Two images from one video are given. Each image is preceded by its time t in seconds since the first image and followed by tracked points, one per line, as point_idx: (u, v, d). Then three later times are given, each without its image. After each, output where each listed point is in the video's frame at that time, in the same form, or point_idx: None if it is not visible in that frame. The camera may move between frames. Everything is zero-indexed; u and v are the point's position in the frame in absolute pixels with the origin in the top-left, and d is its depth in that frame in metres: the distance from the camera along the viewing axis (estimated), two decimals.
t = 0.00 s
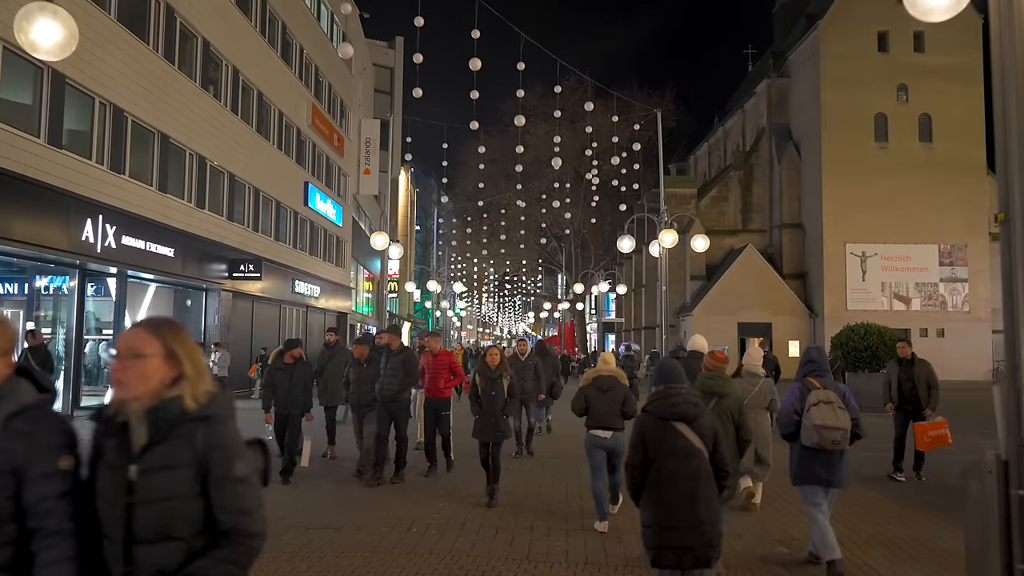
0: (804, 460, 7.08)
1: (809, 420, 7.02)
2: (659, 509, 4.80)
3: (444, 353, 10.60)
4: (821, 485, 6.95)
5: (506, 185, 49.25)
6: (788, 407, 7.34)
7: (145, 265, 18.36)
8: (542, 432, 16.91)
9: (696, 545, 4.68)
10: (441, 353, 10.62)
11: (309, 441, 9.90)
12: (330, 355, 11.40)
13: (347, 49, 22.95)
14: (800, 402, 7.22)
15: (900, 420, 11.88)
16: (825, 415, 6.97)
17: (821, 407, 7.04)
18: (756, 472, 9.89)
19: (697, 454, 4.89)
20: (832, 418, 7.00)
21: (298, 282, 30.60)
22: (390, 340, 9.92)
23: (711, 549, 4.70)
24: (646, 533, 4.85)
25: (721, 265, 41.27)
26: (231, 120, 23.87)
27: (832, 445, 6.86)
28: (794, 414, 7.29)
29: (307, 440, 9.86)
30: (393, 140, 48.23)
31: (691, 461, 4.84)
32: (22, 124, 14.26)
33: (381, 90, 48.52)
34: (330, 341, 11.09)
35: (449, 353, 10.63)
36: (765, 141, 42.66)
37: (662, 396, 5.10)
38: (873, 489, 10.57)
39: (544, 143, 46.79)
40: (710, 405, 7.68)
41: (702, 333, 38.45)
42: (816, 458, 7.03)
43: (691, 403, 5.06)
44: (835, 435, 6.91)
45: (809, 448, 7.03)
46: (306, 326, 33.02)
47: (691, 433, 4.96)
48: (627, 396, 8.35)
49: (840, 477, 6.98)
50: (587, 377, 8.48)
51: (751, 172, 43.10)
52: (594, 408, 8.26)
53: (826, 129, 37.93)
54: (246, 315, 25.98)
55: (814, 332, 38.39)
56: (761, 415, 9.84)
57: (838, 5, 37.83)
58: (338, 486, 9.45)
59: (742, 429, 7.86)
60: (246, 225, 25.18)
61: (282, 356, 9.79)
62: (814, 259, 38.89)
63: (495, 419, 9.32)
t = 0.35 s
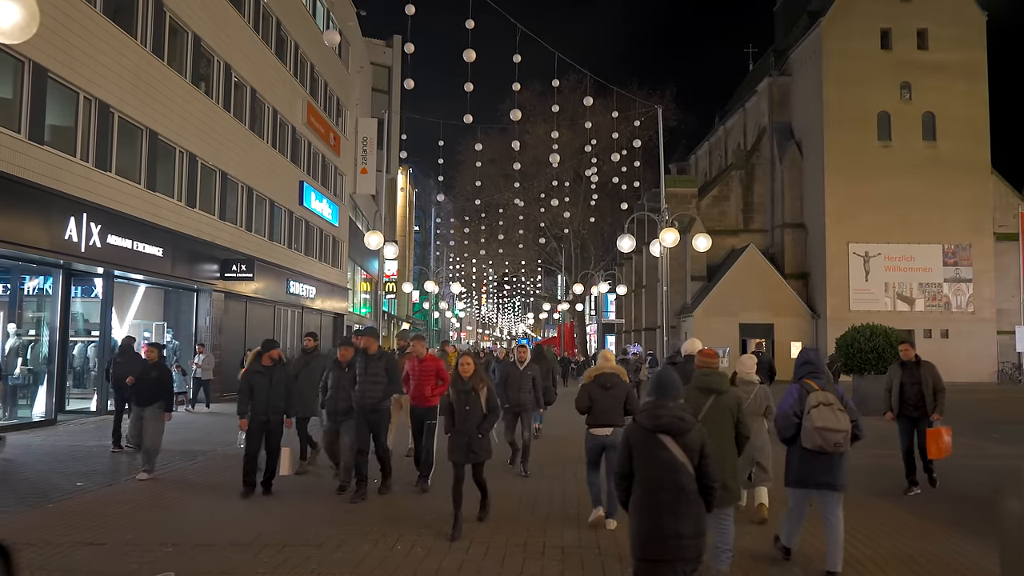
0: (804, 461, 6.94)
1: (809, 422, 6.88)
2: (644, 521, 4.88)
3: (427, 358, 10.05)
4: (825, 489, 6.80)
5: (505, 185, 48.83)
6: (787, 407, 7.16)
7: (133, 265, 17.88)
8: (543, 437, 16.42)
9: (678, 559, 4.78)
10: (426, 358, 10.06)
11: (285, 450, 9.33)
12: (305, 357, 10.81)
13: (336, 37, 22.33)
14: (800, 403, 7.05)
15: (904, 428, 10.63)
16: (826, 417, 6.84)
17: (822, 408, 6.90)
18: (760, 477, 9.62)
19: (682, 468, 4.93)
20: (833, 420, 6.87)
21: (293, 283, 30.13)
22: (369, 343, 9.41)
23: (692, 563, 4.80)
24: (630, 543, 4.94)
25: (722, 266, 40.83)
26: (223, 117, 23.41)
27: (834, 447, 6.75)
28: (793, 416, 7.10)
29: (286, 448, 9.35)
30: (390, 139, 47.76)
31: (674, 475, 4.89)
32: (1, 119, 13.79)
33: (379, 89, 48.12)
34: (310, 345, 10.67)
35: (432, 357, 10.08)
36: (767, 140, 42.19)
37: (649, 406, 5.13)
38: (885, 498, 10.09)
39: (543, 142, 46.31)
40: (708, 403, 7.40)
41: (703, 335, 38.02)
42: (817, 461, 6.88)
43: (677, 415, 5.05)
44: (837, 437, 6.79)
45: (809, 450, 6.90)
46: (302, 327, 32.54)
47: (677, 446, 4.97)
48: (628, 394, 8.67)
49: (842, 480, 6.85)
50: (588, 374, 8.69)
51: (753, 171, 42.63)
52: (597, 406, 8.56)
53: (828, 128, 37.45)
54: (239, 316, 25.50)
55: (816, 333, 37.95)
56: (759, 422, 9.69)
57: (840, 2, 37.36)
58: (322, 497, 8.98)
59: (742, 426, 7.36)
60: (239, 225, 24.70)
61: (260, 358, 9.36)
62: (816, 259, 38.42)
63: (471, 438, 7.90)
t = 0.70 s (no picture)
0: (802, 457, 7.22)
1: (803, 416, 7.20)
2: (642, 510, 4.89)
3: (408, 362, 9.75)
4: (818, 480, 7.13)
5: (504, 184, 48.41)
6: (781, 403, 7.41)
7: (120, 262, 17.39)
8: (542, 439, 15.97)
9: (681, 546, 4.80)
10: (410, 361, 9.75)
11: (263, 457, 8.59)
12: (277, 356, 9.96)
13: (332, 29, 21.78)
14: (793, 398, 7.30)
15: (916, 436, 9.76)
16: (819, 411, 7.15)
17: (815, 403, 7.20)
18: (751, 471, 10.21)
19: (683, 456, 4.96)
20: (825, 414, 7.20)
21: (289, 282, 29.67)
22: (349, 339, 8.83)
23: (695, 550, 4.82)
24: (630, 530, 4.95)
25: (724, 265, 40.39)
26: (217, 112, 22.95)
27: (828, 440, 7.10)
28: (787, 411, 7.36)
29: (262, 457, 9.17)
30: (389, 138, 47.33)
31: (675, 463, 4.91)
32: None
33: (377, 87, 47.68)
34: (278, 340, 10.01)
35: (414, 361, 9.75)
36: (769, 138, 41.74)
37: (647, 396, 5.13)
38: (898, 506, 9.64)
39: (543, 141, 45.78)
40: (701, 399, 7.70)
41: (704, 335, 37.61)
42: (812, 453, 7.23)
43: (677, 402, 5.08)
44: (830, 431, 7.13)
45: (803, 443, 7.23)
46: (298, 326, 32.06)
47: (676, 433, 5.01)
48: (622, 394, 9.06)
49: (835, 471, 7.19)
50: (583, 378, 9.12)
51: (755, 170, 42.19)
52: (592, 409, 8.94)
53: (831, 127, 36.98)
54: (233, 314, 25.02)
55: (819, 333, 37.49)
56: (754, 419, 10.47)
57: None
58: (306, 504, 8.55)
59: (736, 421, 7.83)
60: (232, 222, 24.22)
61: (230, 359, 8.80)
62: (819, 258, 37.95)
63: (456, 451, 6.87)
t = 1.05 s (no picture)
0: (799, 460, 7.27)
1: (802, 420, 7.20)
2: (628, 508, 5.03)
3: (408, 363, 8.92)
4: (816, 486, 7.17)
5: (503, 183, 47.93)
6: (780, 405, 7.43)
7: (107, 261, 16.89)
8: (541, 444, 15.49)
9: (670, 544, 4.92)
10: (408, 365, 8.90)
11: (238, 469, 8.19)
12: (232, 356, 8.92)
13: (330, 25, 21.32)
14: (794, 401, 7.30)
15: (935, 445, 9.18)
16: (818, 415, 7.16)
17: (816, 407, 7.19)
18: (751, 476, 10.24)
19: (672, 452, 5.07)
20: (825, 419, 7.19)
21: (284, 282, 29.17)
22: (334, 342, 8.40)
23: (683, 545, 4.95)
24: (621, 528, 5.06)
25: (726, 265, 39.94)
26: (209, 108, 22.45)
27: (826, 446, 7.09)
28: (787, 414, 7.37)
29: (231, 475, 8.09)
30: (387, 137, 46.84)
31: (665, 460, 5.03)
32: None
33: (375, 86, 47.25)
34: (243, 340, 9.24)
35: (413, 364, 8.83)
36: (771, 137, 41.29)
37: (635, 393, 5.23)
38: (916, 517, 9.15)
39: (542, 140, 45.28)
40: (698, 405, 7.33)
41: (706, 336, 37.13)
42: (811, 457, 7.26)
43: (666, 400, 5.17)
44: (829, 436, 7.12)
45: (802, 448, 7.23)
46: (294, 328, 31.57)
47: (665, 430, 5.12)
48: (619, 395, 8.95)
49: (833, 475, 7.23)
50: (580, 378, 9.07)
51: (757, 169, 41.75)
52: (586, 408, 8.81)
53: (834, 125, 36.50)
54: (226, 314, 24.51)
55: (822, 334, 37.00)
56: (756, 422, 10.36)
57: None
58: (287, 522, 8.10)
59: (734, 429, 7.27)
60: (225, 221, 23.74)
61: (194, 360, 8.31)
62: (822, 258, 37.47)
63: (416, 474, 5.93)
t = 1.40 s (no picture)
0: (805, 458, 7.01)
1: (807, 415, 6.96)
2: (620, 510, 5.10)
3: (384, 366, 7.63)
4: (823, 484, 6.91)
5: (501, 182, 47.46)
6: (784, 400, 7.20)
7: (92, 259, 16.41)
8: (539, 446, 15.00)
9: (661, 548, 4.99)
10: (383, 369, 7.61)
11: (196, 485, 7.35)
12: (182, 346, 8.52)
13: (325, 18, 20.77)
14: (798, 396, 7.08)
15: (949, 450, 8.51)
16: (824, 410, 6.91)
17: (821, 401, 6.95)
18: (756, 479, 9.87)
19: (668, 457, 5.10)
20: (831, 413, 6.94)
21: (279, 281, 28.68)
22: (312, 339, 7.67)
23: (673, 551, 5.02)
24: (612, 529, 5.14)
25: (727, 265, 39.49)
26: (201, 104, 21.97)
27: (832, 441, 6.85)
28: (792, 409, 7.14)
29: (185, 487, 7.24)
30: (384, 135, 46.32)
31: (661, 464, 5.06)
32: None
33: (372, 84, 46.79)
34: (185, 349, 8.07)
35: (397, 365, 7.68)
36: (773, 135, 40.82)
37: (635, 395, 5.24)
38: (936, 526, 8.65)
39: (542, 139, 44.77)
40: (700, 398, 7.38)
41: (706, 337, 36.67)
42: (816, 453, 7.00)
43: (665, 404, 5.18)
44: (835, 431, 6.89)
45: (808, 444, 6.98)
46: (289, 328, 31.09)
47: (663, 435, 5.14)
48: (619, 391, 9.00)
49: (839, 474, 6.94)
50: (579, 372, 9.07)
51: (759, 167, 41.27)
52: (588, 405, 8.88)
53: (837, 123, 36.01)
54: (218, 314, 24.02)
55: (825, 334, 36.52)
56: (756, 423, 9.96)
57: None
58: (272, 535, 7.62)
59: (734, 423, 7.34)
60: (217, 218, 23.23)
61: (153, 364, 7.40)
62: (825, 257, 36.99)
63: (360, 517, 4.40)
